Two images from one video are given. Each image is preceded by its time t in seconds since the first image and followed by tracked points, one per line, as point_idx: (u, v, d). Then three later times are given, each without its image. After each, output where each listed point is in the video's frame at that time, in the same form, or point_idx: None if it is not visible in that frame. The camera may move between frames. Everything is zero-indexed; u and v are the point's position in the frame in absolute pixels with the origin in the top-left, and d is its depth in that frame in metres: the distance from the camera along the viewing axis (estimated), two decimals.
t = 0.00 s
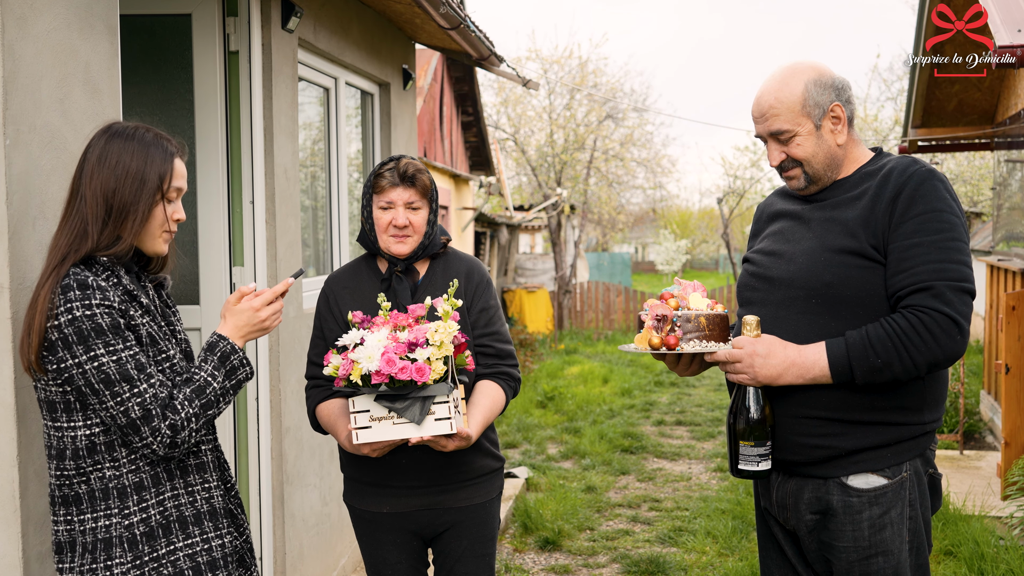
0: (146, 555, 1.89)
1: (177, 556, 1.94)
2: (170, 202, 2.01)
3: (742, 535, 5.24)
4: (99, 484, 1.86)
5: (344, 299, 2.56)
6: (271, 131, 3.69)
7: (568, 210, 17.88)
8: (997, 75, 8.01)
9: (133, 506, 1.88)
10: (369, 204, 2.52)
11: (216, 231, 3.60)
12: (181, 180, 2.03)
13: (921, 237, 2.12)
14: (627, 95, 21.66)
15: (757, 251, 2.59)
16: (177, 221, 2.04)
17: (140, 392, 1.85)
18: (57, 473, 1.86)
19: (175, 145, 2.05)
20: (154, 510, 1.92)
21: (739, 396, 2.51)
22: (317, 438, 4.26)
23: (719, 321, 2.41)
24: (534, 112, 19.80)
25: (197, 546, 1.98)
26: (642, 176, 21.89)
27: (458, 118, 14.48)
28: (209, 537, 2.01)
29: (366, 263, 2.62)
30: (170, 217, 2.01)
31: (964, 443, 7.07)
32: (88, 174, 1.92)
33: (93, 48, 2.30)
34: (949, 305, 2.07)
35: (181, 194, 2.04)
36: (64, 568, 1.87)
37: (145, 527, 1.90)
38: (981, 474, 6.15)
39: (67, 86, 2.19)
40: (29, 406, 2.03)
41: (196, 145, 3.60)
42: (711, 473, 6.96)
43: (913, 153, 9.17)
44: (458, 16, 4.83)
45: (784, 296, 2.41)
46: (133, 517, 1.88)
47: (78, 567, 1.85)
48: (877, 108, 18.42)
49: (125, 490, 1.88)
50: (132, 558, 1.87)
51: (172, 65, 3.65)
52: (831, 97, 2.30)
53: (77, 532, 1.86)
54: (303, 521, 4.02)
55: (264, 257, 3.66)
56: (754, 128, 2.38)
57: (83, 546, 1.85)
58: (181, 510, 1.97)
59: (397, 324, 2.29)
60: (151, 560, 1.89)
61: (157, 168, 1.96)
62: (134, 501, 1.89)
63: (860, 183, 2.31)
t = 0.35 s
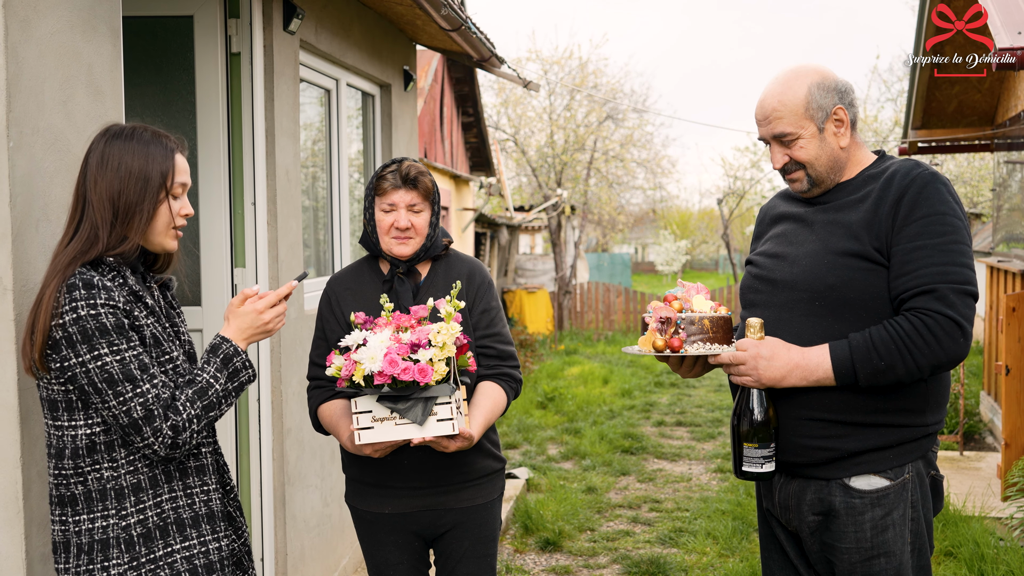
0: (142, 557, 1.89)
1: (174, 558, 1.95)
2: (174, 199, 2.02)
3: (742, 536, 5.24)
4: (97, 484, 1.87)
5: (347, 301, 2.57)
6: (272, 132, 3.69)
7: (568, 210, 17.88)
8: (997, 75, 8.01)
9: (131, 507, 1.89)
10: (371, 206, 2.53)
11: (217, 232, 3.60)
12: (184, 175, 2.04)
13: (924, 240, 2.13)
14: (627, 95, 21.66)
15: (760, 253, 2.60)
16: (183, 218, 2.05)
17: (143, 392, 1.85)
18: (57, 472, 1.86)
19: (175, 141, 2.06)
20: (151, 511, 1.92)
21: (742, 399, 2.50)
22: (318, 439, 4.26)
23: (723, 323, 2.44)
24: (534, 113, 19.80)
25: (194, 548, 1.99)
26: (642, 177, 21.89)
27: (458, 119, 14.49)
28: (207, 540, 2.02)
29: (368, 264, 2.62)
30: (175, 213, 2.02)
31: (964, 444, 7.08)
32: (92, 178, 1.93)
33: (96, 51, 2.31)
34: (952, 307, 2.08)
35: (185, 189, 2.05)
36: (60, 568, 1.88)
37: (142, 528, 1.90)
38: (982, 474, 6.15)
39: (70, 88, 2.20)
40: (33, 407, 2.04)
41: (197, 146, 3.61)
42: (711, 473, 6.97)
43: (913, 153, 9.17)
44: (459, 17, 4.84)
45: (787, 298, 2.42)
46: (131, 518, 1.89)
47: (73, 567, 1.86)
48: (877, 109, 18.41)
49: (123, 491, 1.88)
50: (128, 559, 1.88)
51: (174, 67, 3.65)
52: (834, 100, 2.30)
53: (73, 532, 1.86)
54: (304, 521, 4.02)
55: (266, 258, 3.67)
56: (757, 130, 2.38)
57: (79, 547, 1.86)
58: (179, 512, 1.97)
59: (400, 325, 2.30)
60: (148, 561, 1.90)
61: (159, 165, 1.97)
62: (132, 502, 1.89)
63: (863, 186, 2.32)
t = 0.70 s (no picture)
0: (141, 557, 1.90)
1: (172, 558, 1.95)
2: (192, 209, 2.03)
3: (742, 535, 5.26)
4: (96, 484, 1.87)
5: (347, 300, 2.57)
6: (273, 132, 3.69)
7: (568, 210, 17.88)
8: (997, 75, 8.02)
9: (130, 507, 1.89)
10: (371, 206, 2.53)
11: (218, 231, 3.61)
12: (204, 188, 2.05)
13: (925, 241, 2.13)
14: (626, 95, 21.66)
15: (762, 254, 2.60)
16: (198, 227, 2.05)
17: (145, 393, 1.86)
18: (56, 469, 1.87)
19: (200, 152, 2.07)
20: (150, 512, 1.92)
21: (744, 399, 2.51)
22: (318, 438, 4.27)
23: (726, 323, 2.45)
24: (534, 112, 19.80)
25: (192, 550, 1.99)
26: (642, 176, 21.90)
27: (458, 119, 14.49)
28: (204, 541, 2.02)
29: (369, 264, 2.62)
30: (190, 223, 2.02)
31: (964, 443, 7.08)
32: (113, 178, 1.94)
33: (96, 51, 2.31)
34: (954, 307, 2.08)
35: (203, 201, 2.05)
36: (57, 567, 1.88)
37: (141, 529, 1.90)
38: (981, 474, 6.15)
39: (71, 89, 2.20)
40: (33, 407, 2.04)
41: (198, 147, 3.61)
42: (711, 473, 6.97)
43: (913, 153, 9.17)
44: (458, 17, 4.84)
45: (789, 299, 2.43)
46: (130, 518, 1.89)
47: (70, 566, 1.86)
48: (877, 109, 18.40)
49: (123, 491, 1.89)
50: (127, 559, 1.88)
51: (174, 67, 3.66)
52: (835, 101, 2.31)
53: (70, 531, 1.86)
54: (304, 521, 4.03)
55: (266, 258, 3.67)
56: (759, 131, 2.39)
57: (76, 546, 1.86)
58: (178, 513, 1.98)
59: (400, 325, 2.30)
60: (146, 562, 1.90)
61: (181, 174, 1.98)
62: (131, 502, 1.89)
63: (864, 186, 2.32)
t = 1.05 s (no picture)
0: (145, 557, 1.90)
1: (176, 559, 1.95)
2: (193, 204, 2.02)
3: (742, 535, 5.26)
4: (101, 484, 1.87)
5: (349, 300, 2.57)
6: (273, 132, 3.69)
7: (568, 210, 17.88)
8: (997, 75, 8.02)
9: (135, 507, 1.89)
10: (373, 206, 2.53)
11: (219, 231, 3.60)
12: (203, 182, 2.05)
13: (927, 240, 2.13)
14: (626, 95, 21.67)
15: (764, 254, 2.60)
16: (200, 223, 2.05)
17: (151, 394, 1.86)
18: (61, 469, 1.86)
19: (197, 146, 2.07)
20: (154, 512, 1.92)
21: (747, 400, 2.52)
22: (318, 439, 4.27)
23: (728, 324, 2.45)
24: (534, 113, 19.80)
25: (196, 550, 1.99)
26: (642, 177, 21.90)
27: (458, 119, 14.50)
28: (208, 542, 2.02)
29: (370, 264, 2.62)
30: (192, 218, 2.02)
31: (964, 443, 7.08)
32: (112, 177, 1.94)
33: (96, 51, 2.31)
34: (956, 307, 2.07)
35: (203, 196, 2.05)
36: (61, 567, 1.88)
37: (145, 529, 1.90)
38: (981, 474, 6.15)
39: (71, 89, 2.20)
40: (35, 407, 2.04)
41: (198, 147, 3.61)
42: (711, 473, 6.97)
43: (913, 153, 9.16)
44: (459, 18, 4.83)
45: (791, 298, 2.43)
46: (134, 518, 1.89)
47: (74, 566, 1.86)
48: (877, 109, 18.41)
49: (128, 491, 1.89)
50: (131, 559, 1.88)
51: (175, 67, 3.66)
52: (836, 101, 2.30)
53: (74, 531, 1.86)
54: (305, 521, 4.03)
55: (267, 258, 3.67)
56: (761, 131, 2.39)
57: (81, 546, 1.85)
58: (182, 513, 1.98)
59: (402, 325, 2.30)
60: (151, 562, 1.90)
61: (179, 169, 1.98)
62: (136, 502, 1.89)
63: (866, 186, 2.32)
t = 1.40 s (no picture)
0: (153, 556, 1.90)
1: (184, 557, 1.95)
2: (189, 209, 2.03)
3: (742, 536, 5.26)
4: (106, 485, 1.87)
5: (350, 300, 2.57)
6: (274, 132, 3.69)
7: (568, 210, 17.89)
8: (997, 75, 8.02)
9: (141, 507, 1.89)
10: (374, 205, 2.53)
11: (219, 230, 3.60)
12: (201, 187, 2.05)
13: (928, 241, 2.13)
14: (626, 95, 21.67)
15: (765, 254, 2.60)
16: (195, 226, 2.05)
17: (151, 394, 1.86)
18: (65, 472, 1.87)
19: (196, 151, 2.07)
20: (161, 511, 1.93)
21: (747, 400, 2.52)
22: (319, 438, 4.27)
23: (728, 324, 2.45)
24: (534, 113, 19.80)
25: (203, 548, 1.99)
26: (641, 176, 21.91)
27: (458, 119, 14.50)
28: (215, 539, 2.02)
29: (371, 264, 2.62)
30: (187, 222, 2.02)
31: (964, 443, 7.07)
32: (109, 179, 1.93)
33: (97, 51, 2.31)
34: (957, 308, 2.07)
35: (200, 201, 2.05)
36: (69, 568, 1.88)
37: (152, 528, 1.91)
38: (981, 474, 6.15)
39: (72, 89, 2.20)
40: (35, 408, 2.04)
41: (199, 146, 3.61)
42: (711, 473, 6.97)
43: (913, 153, 9.16)
44: (459, 17, 4.83)
45: (791, 298, 2.43)
46: (141, 517, 1.89)
47: (83, 567, 1.86)
48: (877, 109, 18.41)
49: (133, 491, 1.89)
50: (139, 558, 1.88)
51: (175, 67, 3.66)
52: (837, 101, 2.30)
53: (82, 532, 1.87)
54: (305, 521, 4.03)
55: (267, 258, 3.67)
56: (762, 130, 2.39)
57: (88, 546, 1.86)
58: (188, 511, 1.98)
59: (403, 324, 2.30)
60: (159, 560, 1.91)
61: (178, 174, 1.98)
62: (142, 502, 1.90)
63: (867, 186, 2.33)
